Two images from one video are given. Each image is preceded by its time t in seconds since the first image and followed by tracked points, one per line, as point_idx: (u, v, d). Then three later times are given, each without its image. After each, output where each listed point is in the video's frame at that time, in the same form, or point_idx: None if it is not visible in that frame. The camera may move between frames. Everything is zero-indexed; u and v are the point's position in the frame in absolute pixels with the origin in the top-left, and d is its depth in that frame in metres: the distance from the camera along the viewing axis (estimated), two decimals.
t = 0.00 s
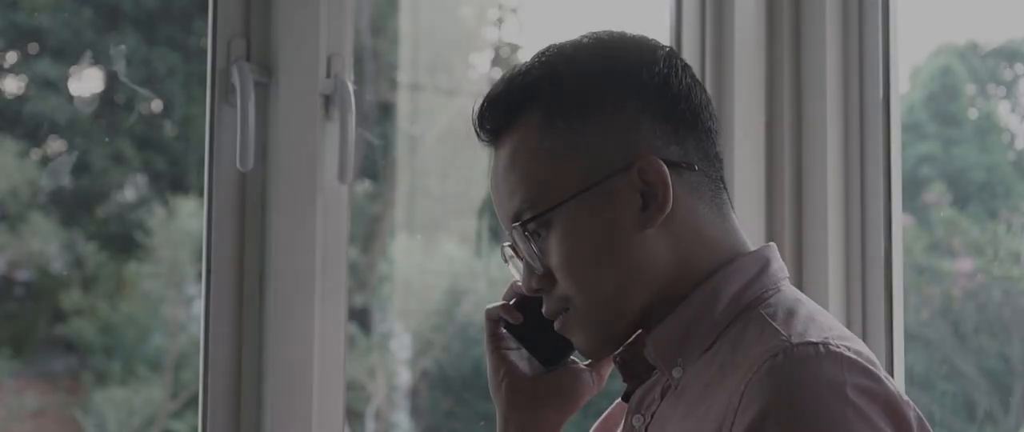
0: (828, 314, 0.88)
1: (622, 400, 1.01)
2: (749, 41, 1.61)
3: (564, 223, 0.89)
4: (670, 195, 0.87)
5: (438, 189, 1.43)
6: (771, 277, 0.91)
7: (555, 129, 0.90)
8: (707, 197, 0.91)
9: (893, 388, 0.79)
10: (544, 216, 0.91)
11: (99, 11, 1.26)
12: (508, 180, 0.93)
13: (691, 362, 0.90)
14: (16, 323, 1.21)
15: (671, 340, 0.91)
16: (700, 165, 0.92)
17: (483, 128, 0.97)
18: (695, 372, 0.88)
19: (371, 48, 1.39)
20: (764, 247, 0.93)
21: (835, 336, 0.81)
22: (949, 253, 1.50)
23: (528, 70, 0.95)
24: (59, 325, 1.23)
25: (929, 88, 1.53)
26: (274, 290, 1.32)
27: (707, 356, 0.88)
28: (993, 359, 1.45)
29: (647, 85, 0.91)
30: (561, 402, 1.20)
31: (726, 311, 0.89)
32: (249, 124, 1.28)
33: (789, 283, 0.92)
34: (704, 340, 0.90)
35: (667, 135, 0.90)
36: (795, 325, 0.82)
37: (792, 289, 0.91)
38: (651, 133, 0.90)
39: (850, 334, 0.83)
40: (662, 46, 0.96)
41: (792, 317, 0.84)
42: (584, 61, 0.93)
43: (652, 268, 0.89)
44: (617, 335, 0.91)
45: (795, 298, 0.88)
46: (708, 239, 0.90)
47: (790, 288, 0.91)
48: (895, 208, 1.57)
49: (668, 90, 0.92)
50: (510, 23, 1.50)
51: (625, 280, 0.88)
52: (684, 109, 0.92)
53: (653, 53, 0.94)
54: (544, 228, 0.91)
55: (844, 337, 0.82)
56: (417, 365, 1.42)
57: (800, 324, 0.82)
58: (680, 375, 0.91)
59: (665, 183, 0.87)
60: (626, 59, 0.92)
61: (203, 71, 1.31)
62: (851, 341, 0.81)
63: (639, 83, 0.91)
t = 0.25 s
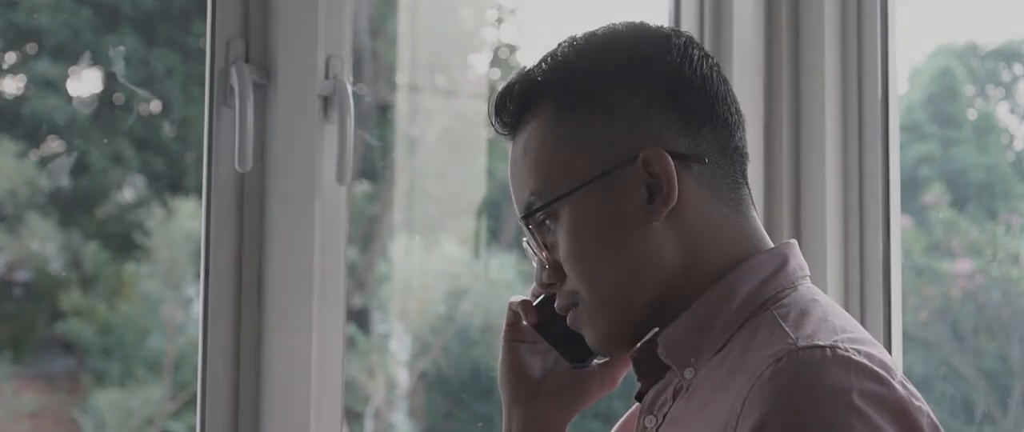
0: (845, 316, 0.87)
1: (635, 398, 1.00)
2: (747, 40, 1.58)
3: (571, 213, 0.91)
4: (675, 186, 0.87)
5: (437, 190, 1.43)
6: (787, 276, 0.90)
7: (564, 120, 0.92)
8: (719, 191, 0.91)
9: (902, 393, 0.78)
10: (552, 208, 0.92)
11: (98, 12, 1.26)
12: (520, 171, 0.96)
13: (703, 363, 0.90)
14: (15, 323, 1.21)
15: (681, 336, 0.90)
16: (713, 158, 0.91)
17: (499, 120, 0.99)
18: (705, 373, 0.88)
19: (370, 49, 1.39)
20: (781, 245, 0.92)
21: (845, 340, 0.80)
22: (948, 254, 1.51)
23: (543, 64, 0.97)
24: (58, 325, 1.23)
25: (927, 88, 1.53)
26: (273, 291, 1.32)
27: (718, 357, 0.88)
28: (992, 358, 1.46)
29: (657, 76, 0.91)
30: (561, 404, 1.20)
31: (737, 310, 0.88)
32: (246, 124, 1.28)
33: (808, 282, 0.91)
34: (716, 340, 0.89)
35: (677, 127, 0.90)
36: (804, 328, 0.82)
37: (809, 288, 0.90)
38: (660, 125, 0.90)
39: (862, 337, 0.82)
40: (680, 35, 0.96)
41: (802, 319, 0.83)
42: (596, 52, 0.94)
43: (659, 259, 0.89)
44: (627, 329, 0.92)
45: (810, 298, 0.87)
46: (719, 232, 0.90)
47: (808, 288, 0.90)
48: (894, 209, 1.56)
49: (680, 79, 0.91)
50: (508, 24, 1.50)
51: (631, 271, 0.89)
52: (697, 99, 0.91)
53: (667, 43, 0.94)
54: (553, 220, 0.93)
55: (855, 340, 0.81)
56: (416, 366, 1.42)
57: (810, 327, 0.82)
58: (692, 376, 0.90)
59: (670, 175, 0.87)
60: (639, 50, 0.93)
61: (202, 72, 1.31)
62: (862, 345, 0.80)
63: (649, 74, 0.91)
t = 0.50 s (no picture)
0: (846, 318, 0.85)
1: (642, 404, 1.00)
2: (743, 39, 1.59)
3: (571, 207, 0.91)
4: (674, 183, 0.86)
5: (432, 192, 1.44)
6: (791, 277, 0.88)
7: (569, 115, 0.92)
8: (725, 189, 0.89)
9: (894, 398, 0.76)
10: (554, 203, 0.93)
11: (92, 14, 1.25)
12: (526, 164, 0.96)
13: (705, 367, 0.89)
14: (9, 324, 1.21)
15: (683, 339, 0.90)
16: (719, 154, 0.89)
17: (511, 113, 1.00)
18: (704, 377, 0.88)
19: (365, 51, 1.39)
20: (787, 245, 0.90)
21: (838, 344, 0.79)
22: (942, 256, 1.51)
23: (553, 59, 0.97)
24: (52, 326, 1.23)
25: (922, 90, 1.54)
26: (267, 293, 1.32)
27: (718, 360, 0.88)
28: (986, 360, 1.46)
29: (663, 71, 0.90)
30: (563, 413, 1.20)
31: (737, 311, 0.87)
32: (241, 125, 1.27)
33: (814, 282, 0.90)
34: (718, 344, 0.89)
35: (681, 123, 0.89)
36: (797, 332, 0.81)
37: (814, 288, 0.88)
38: (663, 119, 0.89)
39: (859, 340, 0.81)
40: (690, 28, 0.95)
41: (798, 323, 0.83)
42: (604, 46, 0.94)
43: (658, 256, 0.88)
44: (627, 327, 0.91)
45: (812, 300, 0.86)
46: (722, 231, 0.88)
47: (812, 289, 0.88)
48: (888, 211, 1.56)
49: (686, 73, 0.90)
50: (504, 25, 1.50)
51: (629, 267, 0.88)
52: (703, 93, 0.90)
53: (678, 37, 0.93)
54: (555, 215, 0.93)
55: (851, 344, 0.80)
56: (412, 368, 1.42)
57: (803, 331, 0.81)
58: (693, 379, 0.90)
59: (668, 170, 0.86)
60: (646, 44, 0.92)
61: (197, 74, 1.31)
62: (854, 348, 0.79)
63: (654, 67, 0.90)
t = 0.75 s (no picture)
0: (825, 320, 0.84)
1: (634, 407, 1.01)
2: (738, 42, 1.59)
3: (560, 196, 0.93)
4: (659, 179, 0.87)
5: (428, 194, 1.44)
6: (774, 276, 0.88)
7: (567, 103, 0.94)
8: (717, 188, 0.89)
9: (857, 407, 0.74)
10: (546, 190, 0.95)
11: (88, 16, 1.25)
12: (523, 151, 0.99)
13: (689, 370, 0.89)
14: (6, 327, 1.21)
15: (668, 338, 0.91)
16: (713, 152, 0.89)
17: (516, 100, 1.03)
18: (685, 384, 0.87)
19: (361, 53, 1.39)
20: (773, 242, 0.89)
21: (803, 350, 0.77)
22: (938, 257, 1.51)
23: (560, 46, 0.99)
24: (49, 328, 1.23)
25: (918, 91, 1.54)
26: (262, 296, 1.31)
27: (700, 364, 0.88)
28: (982, 361, 1.47)
29: (659, 67, 0.91)
30: (548, 422, 1.24)
31: (719, 312, 0.87)
32: (236, 128, 1.28)
33: (800, 283, 0.89)
34: (701, 347, 0.89)
35: (674, 119, 0.89)
36: (766, 339, 0.80)
37: (797, 289, 0.87)
38: (658, 114, 0.90)
39: (830, 344, 0.79)
40: (698, 23, 0.95)
41: (770, 327, 0.82)
42: (607, 36, 0.95)
43: (644, 250, 0.89)
44: (612, 321, 0.92)
45: (791, 301, 0.85)
46: (712, 229, 0.89)
47: (799, 290, 0.88)
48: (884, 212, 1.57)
49: (685, 68, 0.91)
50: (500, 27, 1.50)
51: (615, 258, 0.90)
52: (701, 89, 0.90)
53: (680, 32, 0.93)
54: (547, 203, 0.96)
55: (818, 349, 0.78)
56: (409, 370, 1.42)
57: (772, 338, 0.79)
58: (678, 384, 0.90)
59: (654, 166, 0.87)
60: (648, 35, 0.93)
61: (193, 76, 1.31)
62: (821, 355, 0.77)
63: (652, 61, 0.91)
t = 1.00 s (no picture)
0: (819, 324, 0.84)
1: (622, 398, 1.03)
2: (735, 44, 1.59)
3: (563, 185, 0.93)
4: (662, 176, 0.87)
5: (426, 195, 1.44)
6: (769, 280, 0.88)
7: (577, 94, 0.95)
8: (720, 190, 0.89)
9: (848, 408, 0.75)
10: (550, 178, 0.95)
11: (86, 18, 1.25)
12: (534, 137, 0.99)
13: (680, 366, 0.90)
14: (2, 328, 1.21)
15: (660, 334, 0.92)
16: (718, 155, 0.89)
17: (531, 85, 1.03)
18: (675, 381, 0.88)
19: (359, 54, 1.39)
20: (770, 245, 0.90)
21: (798, 352, 0.78)
22: (936, 259, 1.51)
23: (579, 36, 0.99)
24: (46, 330, 1.22)
25: (916, 94, 1.54)
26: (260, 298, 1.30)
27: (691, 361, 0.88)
28: (980, 363, 1.47)
29: (671, 66, 0.91)
30: (529, 407, 1.26)
31: (713, 311, 0.88)
32: (234, 130, 1.27)
33: (795, 287, 0.89)
34: (694, 343, 0.89)
35: (682, 119, 0.89)
36: (761, 339, 0.80)
37: (792, 293, 0.88)
38: (666, 112, 0.90)
39: (824, 348, 0.80)
40: (719, 27, 0.95)
41: (765, 328, 0.82)
42: (624, 32, 0.95)
43: (644, 246, 0.89)
44: (605, 313, 0.93)
45: (786, 304, 0.85)
46: (712, 229, 0.89)
47: (795, 294, 0.88)
48: (881, 213, 1.58)
49: (698, 69, 0.90)
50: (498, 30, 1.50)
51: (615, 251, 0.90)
52: (712, 91, 0.90)
53: (696, 33, 0.93)
54: (550, 190, 0.96)
55: (813, 352, 0.79)
56: (406, 372, 1.42)
57: (765, 338, 0.80)
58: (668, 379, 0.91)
59: (657, 163, 0.87)
60: (664, 34, 0.93)
61: (191, 78, 1.31)
62: (814, 357, 0.78)
63: (665, 60, 0.91)
